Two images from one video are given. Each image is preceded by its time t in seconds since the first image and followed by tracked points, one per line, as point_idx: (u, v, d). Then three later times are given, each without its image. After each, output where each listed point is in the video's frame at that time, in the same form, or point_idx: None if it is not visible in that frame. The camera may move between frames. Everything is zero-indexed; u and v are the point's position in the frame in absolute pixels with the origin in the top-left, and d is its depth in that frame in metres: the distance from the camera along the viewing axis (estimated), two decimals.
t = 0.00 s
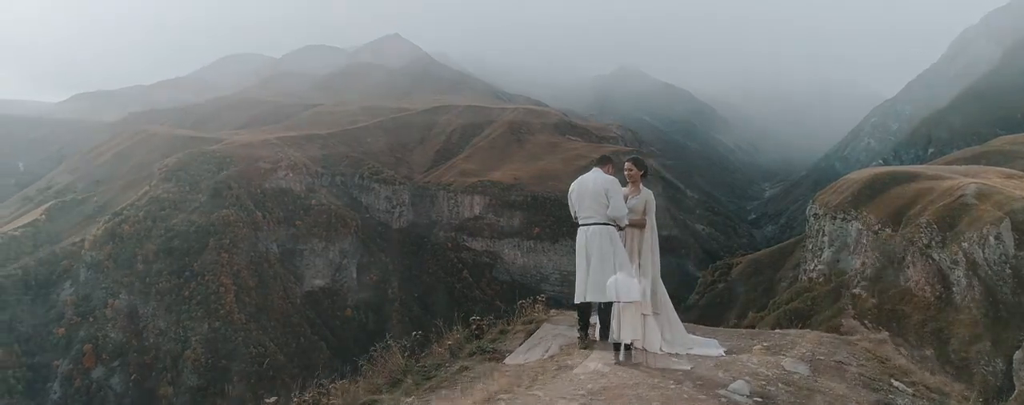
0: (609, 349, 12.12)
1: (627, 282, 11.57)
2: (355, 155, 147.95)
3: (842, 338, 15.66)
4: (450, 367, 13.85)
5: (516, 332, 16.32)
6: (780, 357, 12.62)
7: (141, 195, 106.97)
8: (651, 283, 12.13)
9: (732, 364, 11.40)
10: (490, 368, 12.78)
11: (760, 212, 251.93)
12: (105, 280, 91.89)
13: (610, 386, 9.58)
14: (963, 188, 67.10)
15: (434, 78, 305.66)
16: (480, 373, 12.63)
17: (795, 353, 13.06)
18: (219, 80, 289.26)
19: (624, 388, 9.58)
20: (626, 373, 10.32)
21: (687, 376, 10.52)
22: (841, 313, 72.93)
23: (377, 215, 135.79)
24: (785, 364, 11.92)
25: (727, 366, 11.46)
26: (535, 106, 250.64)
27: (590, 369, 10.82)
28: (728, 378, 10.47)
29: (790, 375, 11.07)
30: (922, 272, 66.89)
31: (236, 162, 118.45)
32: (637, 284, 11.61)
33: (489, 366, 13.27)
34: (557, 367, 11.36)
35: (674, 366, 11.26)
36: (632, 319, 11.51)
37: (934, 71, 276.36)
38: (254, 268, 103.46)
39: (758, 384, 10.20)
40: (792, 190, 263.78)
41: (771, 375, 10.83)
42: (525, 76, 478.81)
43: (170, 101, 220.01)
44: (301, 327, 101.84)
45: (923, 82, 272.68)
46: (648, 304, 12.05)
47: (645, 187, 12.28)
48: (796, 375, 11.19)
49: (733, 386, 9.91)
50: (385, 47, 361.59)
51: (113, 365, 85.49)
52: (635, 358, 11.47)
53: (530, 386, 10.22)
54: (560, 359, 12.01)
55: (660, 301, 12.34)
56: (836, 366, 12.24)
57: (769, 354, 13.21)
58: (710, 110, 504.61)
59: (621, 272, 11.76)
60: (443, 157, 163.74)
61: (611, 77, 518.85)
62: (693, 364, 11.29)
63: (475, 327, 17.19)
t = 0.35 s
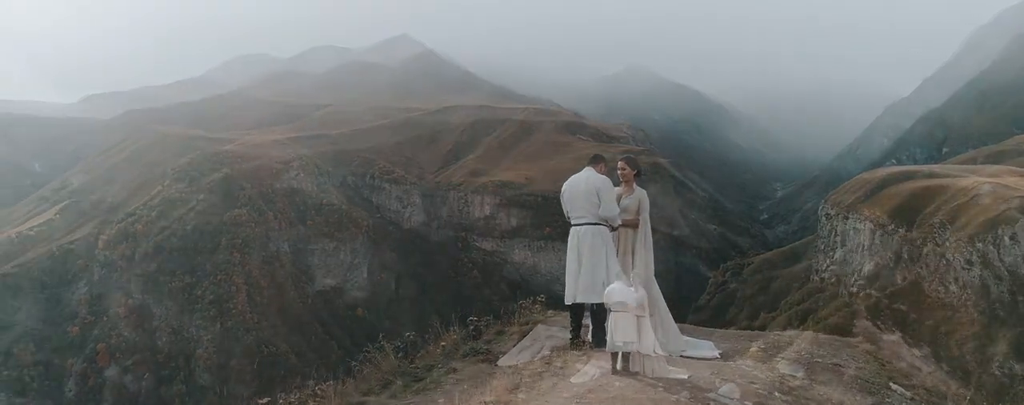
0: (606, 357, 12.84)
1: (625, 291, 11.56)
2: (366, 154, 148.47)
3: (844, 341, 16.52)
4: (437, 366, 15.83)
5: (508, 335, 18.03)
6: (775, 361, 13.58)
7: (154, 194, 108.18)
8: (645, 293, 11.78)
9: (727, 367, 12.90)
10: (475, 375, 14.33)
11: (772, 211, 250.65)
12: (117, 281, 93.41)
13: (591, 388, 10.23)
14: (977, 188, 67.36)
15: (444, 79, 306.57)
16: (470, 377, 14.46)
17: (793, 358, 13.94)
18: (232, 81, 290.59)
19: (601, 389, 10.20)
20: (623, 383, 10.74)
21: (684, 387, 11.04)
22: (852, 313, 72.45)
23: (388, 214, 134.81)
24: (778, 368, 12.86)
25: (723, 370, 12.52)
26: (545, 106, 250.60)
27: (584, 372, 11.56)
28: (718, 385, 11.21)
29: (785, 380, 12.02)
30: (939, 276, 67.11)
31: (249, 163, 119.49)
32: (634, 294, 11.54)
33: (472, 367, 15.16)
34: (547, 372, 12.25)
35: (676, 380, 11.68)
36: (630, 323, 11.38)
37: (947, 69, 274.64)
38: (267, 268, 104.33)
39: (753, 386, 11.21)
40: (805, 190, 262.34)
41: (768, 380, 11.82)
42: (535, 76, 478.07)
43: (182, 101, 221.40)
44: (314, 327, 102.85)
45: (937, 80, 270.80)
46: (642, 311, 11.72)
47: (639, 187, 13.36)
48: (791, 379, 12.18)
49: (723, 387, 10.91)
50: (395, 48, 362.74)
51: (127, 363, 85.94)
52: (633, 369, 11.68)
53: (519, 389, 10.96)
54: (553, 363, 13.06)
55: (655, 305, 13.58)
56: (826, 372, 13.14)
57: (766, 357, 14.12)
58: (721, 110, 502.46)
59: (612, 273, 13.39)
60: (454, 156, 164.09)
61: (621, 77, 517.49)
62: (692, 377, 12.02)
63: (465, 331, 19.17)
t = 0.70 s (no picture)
0: (603, 368, 22.31)
1: (623, 301, 20.07)
2: (387, 159, 150.26)
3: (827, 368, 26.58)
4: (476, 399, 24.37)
5: (530, 366, 27.18)
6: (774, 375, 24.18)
7: (179, 200, 110.74)
8: (640, 302, 20.24)
9: (726, 374, 23.28)
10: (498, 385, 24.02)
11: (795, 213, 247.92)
12: (151, 288, 96.84)
13: (595, 398, 19.10)
14: (1004, 197, 65.76)
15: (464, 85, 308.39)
16: (494, 374, 30.68)
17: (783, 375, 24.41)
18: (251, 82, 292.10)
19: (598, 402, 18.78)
20: (619, 391, 19.65)
21: (673, 392, 19.94)
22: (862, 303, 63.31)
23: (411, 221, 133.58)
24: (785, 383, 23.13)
25: (727, 378, 22.58)
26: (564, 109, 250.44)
27: (595, 384, 20.62)
28: (702, 390, 20.42)
29: (784, 387, 22.43)
30: (959, 283, 62.69)
31: (273, 169, 122.76)
32: (629, 300, 20.07)
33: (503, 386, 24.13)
34: (561, 385, 21.50)
35: (672, 386, 20.54)
36: (632, 341, 20.25)
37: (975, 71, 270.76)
38: (276, 269, 107.11)
39: (759, 395, 20.70)
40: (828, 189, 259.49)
41: (772, 388, 21.93)
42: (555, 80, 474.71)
43: (201, 99, 222.95)
44: (340, 336, 103.86)
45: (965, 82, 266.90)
46: (639, 314, 20.35)
47: (629, 189, 25.11)
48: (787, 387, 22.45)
49: (719, 394, 20.12)
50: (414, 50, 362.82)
51: (161, 372, 88.34)
52: (632, 375, 20.64)
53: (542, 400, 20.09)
54: (564, 379, 22.23)
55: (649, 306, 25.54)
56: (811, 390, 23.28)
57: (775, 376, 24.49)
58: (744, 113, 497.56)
59: (602, 266, 24.98)
60: (473, 160, 165.78)
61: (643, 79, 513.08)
62: (685, 383, 21.10)
63: (494, 382, 28.20)
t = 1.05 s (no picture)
0: (602, 374, 25.04)
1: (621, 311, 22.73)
2: (390, 154, 149.33)
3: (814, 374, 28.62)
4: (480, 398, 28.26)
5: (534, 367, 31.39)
6: (767, 379, 26.48)
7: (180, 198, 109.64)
8: (637, 311, 22.86)
9: (725, 380, 25.58)
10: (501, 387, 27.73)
11: (799, 211, 247.29)
12: (152, 280, 97.75)
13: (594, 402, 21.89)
14: (1004, 192, 65.21)
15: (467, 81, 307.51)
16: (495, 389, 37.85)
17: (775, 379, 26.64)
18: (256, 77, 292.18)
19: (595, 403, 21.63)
20: (617, 397, 22.17)
21: (668, 397, 22.41)
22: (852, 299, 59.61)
23: (411, 215, 133.19)
24: (780, 385, 25.84)
25: (726, 382, 25.13)
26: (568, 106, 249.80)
27: (596, 388, 23.23)
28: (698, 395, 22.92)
29: (780, 391, 24.75)
30: (957, 277, 59.50)
31: (277, 164, 120.83)
32: (627, 307, 22.78)
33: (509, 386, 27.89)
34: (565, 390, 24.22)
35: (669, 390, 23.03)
36: (631, 350, 22.80)
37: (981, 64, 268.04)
38: (273, 264, 105.94)
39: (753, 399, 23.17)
40: (833, 188, 258.69)
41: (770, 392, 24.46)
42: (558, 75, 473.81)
43: (205, 95, 223.31)
44: (339, 327, 105.66)
45: (971, 77, 264.49)
46: (636, 321, 22.96)
47: (619, 192, 30.58)
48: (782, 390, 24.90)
49: (712, 397, 22.74)
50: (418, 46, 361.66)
51: (161, 363, 90.83)
52: (631, 380, 23.18)
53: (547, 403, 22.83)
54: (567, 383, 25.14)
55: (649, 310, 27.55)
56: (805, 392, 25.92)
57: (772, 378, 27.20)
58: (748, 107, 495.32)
59: (593, 263, 30.48)
60: (477, 157, 165.09)
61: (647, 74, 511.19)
62: (682, 387, 23.51)
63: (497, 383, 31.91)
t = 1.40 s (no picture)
0: (600, 371, 21.57)
1: (619, 307, 19.32)
2: (389, 145, 148.88)
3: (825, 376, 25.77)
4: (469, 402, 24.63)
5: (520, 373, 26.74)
6: (774, 378, 23.28)
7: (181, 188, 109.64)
8: (636, 307, 19.47)
9: (730, 377, 22.37)
10: (497, 385, 23.97)
11: (798, 201, 247.04)
12: (151, 269, 98.00)
13: (591, 402, 18.44)
14: (1002, 181, 61.70)
15: (467, 72, 307.01)
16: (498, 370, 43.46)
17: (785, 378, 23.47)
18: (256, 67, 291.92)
19: None
20: (616, 396, 18.76)
21: (671, 397, 19.01)
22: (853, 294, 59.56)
23: (411, 206, 133.84)
24: (779, 382, 22.74)
25: (726, 380, 21.82)
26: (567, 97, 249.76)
27: (591, 388, 19.73)
28: (700, 394, 19.65)
29: (785, 390, 21.65)
30: (957, 267, 59.04)
31: (275, 155, 120.92)
32: (626, 305, 19.36)
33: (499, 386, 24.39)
34: (559, 389, 20.70)
35: (670, 389, 19.70)
36: (629, 346, 19.41)
37: (982, 53, 267.22)
38: (275, 254, 106.07)
39: (753, 397, 19.98)
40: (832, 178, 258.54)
41: (766, 389, 21.11)
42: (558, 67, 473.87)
43: (206, 86, 223.69)
44: (338, 316, 106.22)
45: (970, 66, 264.26)
46: (634, 319, 19.48)
47: (616, 190, 25.30)
48: (782, 389, 21.70)
49: (715, 396, 19.46)
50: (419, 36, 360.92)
51: (161, 351, 91.71)
52: (629, 378, 19.71)
53: None
54: (562, 382, 21.64)
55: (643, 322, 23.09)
56: (805, 390, 22.84)
57: (770, 374, 24.09)
58: (747, 98, 495.30)
59: (584, 267, 25.14)
60: (477, 147, 164.60)
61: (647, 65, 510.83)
62: (683, 385, 20.24)
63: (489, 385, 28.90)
